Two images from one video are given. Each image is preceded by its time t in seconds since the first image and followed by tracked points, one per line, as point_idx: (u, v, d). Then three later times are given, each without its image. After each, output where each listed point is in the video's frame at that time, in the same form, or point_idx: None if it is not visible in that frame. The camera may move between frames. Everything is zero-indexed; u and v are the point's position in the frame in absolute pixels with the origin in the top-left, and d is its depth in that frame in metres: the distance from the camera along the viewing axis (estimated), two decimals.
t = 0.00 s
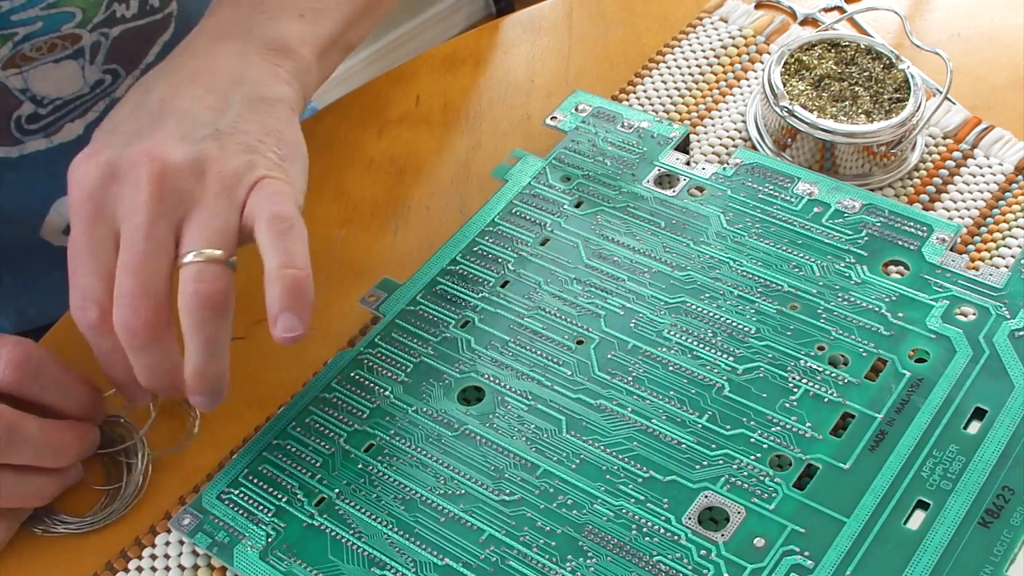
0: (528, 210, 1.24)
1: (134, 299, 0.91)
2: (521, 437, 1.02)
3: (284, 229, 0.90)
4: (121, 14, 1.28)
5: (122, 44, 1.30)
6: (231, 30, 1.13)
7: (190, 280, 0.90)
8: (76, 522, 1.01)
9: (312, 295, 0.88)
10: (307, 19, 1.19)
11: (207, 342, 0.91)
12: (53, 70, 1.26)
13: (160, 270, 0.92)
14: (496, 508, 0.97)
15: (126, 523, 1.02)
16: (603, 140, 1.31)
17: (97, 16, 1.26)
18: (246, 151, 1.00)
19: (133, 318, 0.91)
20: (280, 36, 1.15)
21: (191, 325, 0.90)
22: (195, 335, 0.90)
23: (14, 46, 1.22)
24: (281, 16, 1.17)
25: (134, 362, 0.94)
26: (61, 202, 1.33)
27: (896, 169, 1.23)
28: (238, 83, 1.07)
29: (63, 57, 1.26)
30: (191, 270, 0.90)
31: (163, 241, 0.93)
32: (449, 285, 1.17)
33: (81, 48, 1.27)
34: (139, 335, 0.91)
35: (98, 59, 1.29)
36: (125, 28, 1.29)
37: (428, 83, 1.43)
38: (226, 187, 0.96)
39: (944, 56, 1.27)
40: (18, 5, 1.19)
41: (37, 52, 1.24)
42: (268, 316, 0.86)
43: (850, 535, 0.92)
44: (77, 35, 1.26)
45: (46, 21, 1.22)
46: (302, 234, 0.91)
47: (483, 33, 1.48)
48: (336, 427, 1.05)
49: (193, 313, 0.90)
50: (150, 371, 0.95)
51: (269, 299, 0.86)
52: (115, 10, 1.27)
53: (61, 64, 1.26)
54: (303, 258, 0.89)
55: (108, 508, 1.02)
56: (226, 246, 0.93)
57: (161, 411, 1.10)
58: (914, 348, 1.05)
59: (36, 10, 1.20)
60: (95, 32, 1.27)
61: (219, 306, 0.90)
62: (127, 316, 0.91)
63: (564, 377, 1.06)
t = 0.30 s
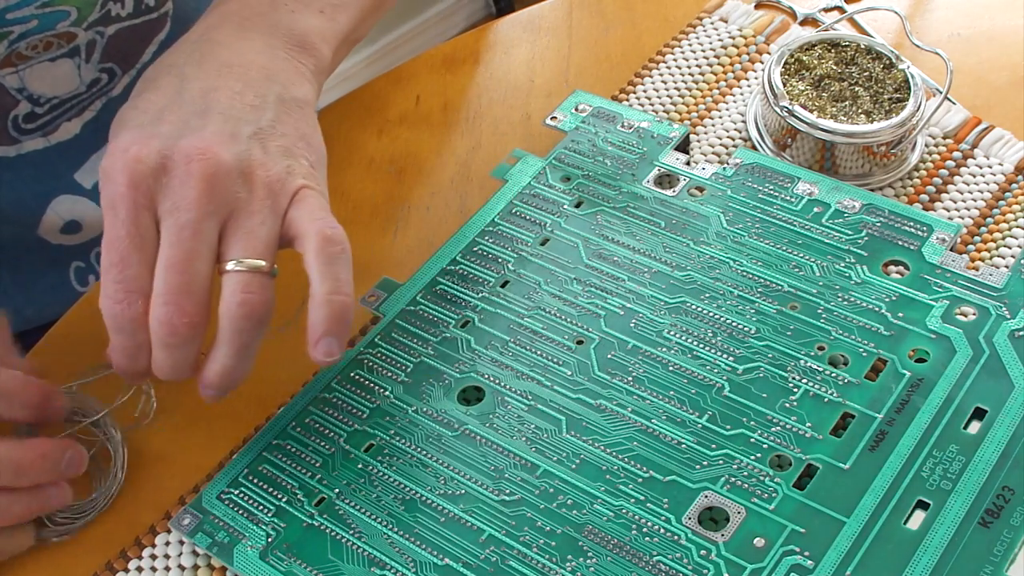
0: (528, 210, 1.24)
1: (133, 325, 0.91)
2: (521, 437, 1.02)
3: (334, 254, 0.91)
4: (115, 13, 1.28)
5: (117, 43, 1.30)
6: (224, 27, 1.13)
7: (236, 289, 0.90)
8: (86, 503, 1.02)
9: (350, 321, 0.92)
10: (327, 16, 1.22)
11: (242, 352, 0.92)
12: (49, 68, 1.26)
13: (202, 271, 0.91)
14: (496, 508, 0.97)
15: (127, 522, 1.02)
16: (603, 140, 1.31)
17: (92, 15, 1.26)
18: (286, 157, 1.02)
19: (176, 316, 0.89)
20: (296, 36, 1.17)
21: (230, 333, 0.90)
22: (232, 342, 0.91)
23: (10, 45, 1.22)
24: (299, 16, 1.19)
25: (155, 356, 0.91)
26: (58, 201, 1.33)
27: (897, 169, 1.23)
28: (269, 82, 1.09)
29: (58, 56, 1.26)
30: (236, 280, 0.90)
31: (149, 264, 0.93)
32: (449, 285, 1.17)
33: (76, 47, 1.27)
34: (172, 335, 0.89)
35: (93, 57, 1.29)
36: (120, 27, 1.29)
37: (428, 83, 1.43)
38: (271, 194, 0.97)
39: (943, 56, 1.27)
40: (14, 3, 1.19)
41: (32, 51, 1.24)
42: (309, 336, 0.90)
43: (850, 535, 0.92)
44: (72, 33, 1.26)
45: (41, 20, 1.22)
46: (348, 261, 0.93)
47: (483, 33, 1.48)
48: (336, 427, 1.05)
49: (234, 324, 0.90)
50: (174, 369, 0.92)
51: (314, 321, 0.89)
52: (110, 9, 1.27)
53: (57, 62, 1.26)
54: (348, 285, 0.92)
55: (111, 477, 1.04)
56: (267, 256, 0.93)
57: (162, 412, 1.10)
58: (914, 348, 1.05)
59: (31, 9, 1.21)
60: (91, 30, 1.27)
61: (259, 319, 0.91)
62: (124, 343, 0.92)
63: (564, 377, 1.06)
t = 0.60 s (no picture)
0: (528, 210, 1.24)
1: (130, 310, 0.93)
2: (521, 437, 1.02)
3: (337, 255, 0.92)
4: (116, 13, 1.28)
5: (119, 44, 1.30)
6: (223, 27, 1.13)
7: (235, 282, 0.91)
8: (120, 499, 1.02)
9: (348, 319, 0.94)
10: (331, 13, 1.20)
11: (239, 342, 0.94)
12: (51, 71, 1.26)
13: (199, 262, 0.92)
14: (496, 508, 0.97)
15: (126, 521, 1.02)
16: (603, 140, 1.31)
17: (94, 15, 1.26)
18: (293, 152, 1.02)
19: (171, 303, 0.90)
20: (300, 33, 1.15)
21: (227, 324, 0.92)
22: (232, 331, 0.93)
23: (12, 47, 1.22)
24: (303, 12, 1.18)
25: (155, 343, 0.93)
26: (57, 200, 1.33)
27: (897, 169, 1.23)
28: (276, 79, 1.08)
29: (60, 58, 1.26)
30: (236, 273, 0.91)
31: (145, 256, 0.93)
32: (449, 285, 1.17)
33: (79, 49, 1.27)
34: (169, 322, 0.91)
35: (96, 60, 1.29)
36: (122, 28, 1.29)
37: (429, 83, 1.43)
38: (277, 189, 0.98)
39: (944, 56, 1.27)
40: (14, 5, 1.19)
41: (34, 54, 1.23)
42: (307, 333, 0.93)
43: (850, 535, 0.92)
44: (74, 36, 1.25)
45: (43, 22, 1.22)
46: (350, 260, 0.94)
47: (483, 33, 1.48)
48: (335, 427, 1.05)
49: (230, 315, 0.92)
50: (173, 357, 0.95)
51: (311, 319, 0.92)
52: (111, 9, 1.27)
53: (60, 65, 1.26)
54: (348, 285, 0.94)
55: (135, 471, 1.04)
56: (271, 248, 0.94)
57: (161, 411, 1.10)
58: (914, 348, 1.05)
59: (32, 11, 1.20)
60: (92, 32, 1.27)
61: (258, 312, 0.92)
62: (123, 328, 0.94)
63: (564, 377, 1.06)
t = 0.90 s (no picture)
0: (528, 210, 1.24)
1: (175, 310, 0.93)
2: (521, 437, 1.02)
3: (378, 267, 0.97)
4: (115, 13, 1.28)
5: (116, 44, 1.30)
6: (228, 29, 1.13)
7: (284, 286, 0.94)
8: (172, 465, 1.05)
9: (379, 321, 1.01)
10: (353, 12, 1.24)
11: (278, 341, 0.98)
12: (49, 68, 1.26)
13: (248, 264, 0.94)
14: (496, 508, 0.97)
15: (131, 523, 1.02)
16: (603, 140, 1.31)
17: (91, 16, 1.26)
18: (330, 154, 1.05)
19: (222, 305, 0.92)
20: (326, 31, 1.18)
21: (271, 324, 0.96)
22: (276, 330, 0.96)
23: (9, 44, 1.22)
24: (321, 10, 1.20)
25: (198, 344, 0.94)
26: (56, 199, 1.33)
27: (897, 169, 1.23)
28: (308, 79, 1.11)
29: (58, 56, 1.26)
30: (284, 277, 0.95)
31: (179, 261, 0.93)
32: (449, 285, 1.17)
33: (76, 48, 1.27)
34: (217, 324, 0.92)
35: (93, 58, 1.29)
36: (119, 28, 1.30)
37: (429, 83, 1.43)
38: (318, 194, 1.00)
39: (944, 56, 1.27)
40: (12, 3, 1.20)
41: (31, 51, 1.24)
42: (340, 335, 0.99)
43: (849, 535, 0.92)
44: (72, 35, 1.26)
45: (40, 20, 1.22)
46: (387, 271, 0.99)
47: (483, 33, 1.48)
48: (336, 427, 1.05)
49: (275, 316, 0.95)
50: (212, 358, 0.96)
51: (346, 326, 0.98)
52: (109, 10, 1.27)
53: (57, 62, 1.26)
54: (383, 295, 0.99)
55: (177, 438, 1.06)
56: (314, 251, 0.98)
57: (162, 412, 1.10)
58: (914, 348, 1.05)
59: (30, 9, 1.21)
60: (90, 32, 1.27)
61: (302, 314, 0.96)
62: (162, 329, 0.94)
63: (564, 377, 1.06)
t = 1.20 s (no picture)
0: (528, 210, 1.24)
1: (191, 287, 0.94)
2: (521, 437, 1.02)
3: (390, 261, 0.98)
4: (119, 9, 1.27)
5: (122, 44, 1.30)
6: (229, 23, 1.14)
7: (299, 270, 0.95)
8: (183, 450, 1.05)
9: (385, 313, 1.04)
10: (363, 5, 1.24)
11: (290, 324, 0.99)
12: (55, 71, 1.25)
13: (263, 245, 0.95)
14: (496, 508, 0.97)
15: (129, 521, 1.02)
16: (603, 140, 1.31)
17: (97, 11, 1.25)
18: (347, 143, 1.06)
19: (237, 284, 0.93)
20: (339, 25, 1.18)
21: (281, 308, 0.97)
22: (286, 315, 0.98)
23: (16, 47, 1.20)
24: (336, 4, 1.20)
25: (209, 321, 0.95)
26: (56, 199, 1.33)
27: (896, 169, 1.23)
28: (323, 69, 1.11)
29: (65, 58, 1.25)
30: (298, 261, 0.95)
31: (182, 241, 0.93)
32: (449, 285, 1.17)
33: (82, 49, 1.26)
34: (232, 303, 0.93)
35: (100, 60, 1.29)
36: (125, 25, 1.29)
37: (429, 83, 1.43)
38: (336, 180, 1.01)
39: (944, 55, 1.27)
40: (19, 2, 1.17)
41: (39, 54, 1.22)
42: (347, 324, 1.01)
43: (849, 535, 0.92)
44: (77, 34, 1.24)
45: (46, 19, 1.20)
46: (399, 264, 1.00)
47: (483, 33, 1.48)
48: (336, 427, 1.05)
49: (287, 301, 0.96)
50: (223, 335, 0.97)
51: (354, 316, 1.00)
52: (112, 5, 1.26)
53: (64, 66, 1.25)
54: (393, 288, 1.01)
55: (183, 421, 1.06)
56: (328, 238, 0.98)
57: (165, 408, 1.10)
58: (913, 348, 1.05)
59: (36, 8, 1.18)
60: (95, 30, 1.26)
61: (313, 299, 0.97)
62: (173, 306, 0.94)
63: (564, 378, 1.06)
